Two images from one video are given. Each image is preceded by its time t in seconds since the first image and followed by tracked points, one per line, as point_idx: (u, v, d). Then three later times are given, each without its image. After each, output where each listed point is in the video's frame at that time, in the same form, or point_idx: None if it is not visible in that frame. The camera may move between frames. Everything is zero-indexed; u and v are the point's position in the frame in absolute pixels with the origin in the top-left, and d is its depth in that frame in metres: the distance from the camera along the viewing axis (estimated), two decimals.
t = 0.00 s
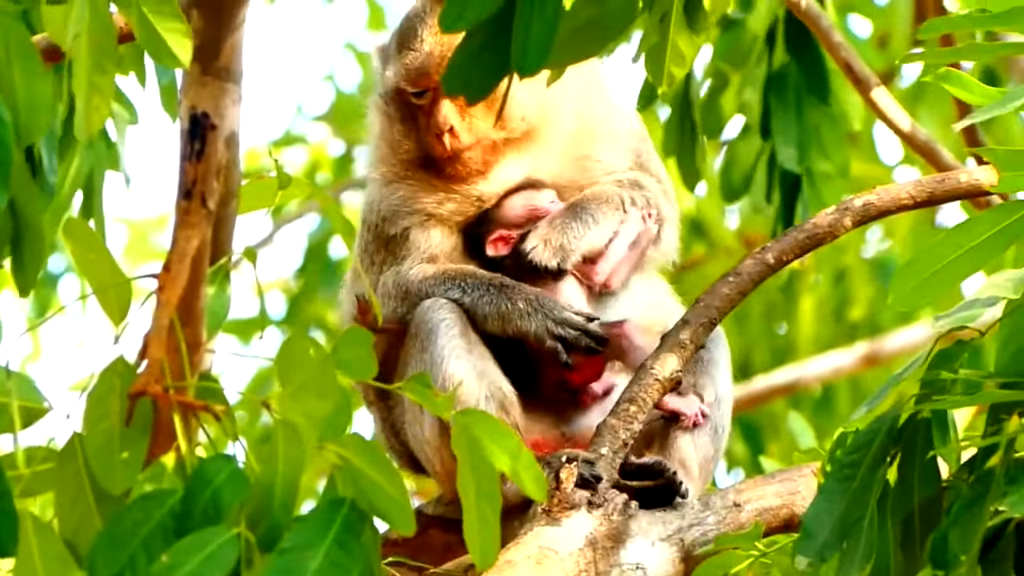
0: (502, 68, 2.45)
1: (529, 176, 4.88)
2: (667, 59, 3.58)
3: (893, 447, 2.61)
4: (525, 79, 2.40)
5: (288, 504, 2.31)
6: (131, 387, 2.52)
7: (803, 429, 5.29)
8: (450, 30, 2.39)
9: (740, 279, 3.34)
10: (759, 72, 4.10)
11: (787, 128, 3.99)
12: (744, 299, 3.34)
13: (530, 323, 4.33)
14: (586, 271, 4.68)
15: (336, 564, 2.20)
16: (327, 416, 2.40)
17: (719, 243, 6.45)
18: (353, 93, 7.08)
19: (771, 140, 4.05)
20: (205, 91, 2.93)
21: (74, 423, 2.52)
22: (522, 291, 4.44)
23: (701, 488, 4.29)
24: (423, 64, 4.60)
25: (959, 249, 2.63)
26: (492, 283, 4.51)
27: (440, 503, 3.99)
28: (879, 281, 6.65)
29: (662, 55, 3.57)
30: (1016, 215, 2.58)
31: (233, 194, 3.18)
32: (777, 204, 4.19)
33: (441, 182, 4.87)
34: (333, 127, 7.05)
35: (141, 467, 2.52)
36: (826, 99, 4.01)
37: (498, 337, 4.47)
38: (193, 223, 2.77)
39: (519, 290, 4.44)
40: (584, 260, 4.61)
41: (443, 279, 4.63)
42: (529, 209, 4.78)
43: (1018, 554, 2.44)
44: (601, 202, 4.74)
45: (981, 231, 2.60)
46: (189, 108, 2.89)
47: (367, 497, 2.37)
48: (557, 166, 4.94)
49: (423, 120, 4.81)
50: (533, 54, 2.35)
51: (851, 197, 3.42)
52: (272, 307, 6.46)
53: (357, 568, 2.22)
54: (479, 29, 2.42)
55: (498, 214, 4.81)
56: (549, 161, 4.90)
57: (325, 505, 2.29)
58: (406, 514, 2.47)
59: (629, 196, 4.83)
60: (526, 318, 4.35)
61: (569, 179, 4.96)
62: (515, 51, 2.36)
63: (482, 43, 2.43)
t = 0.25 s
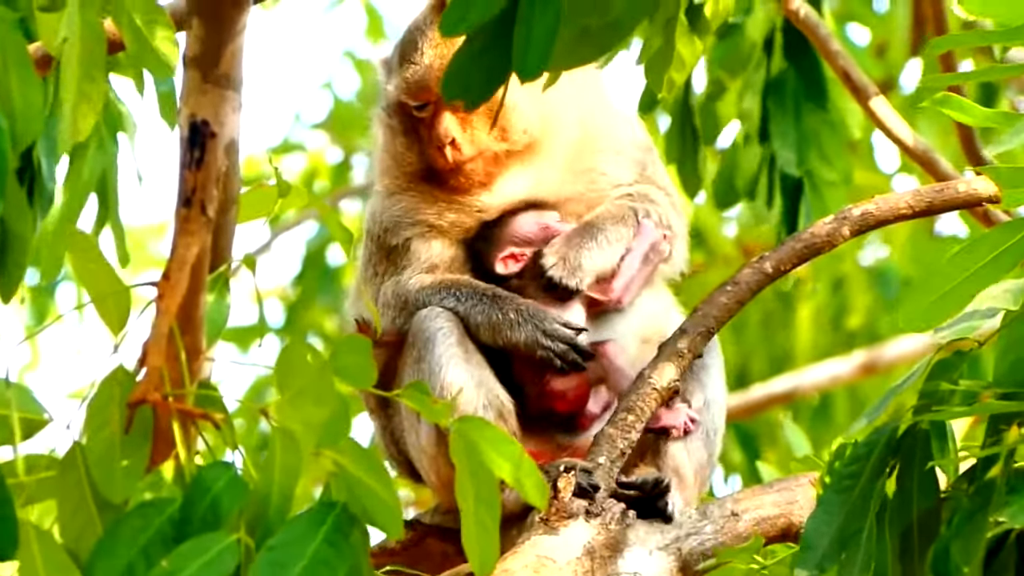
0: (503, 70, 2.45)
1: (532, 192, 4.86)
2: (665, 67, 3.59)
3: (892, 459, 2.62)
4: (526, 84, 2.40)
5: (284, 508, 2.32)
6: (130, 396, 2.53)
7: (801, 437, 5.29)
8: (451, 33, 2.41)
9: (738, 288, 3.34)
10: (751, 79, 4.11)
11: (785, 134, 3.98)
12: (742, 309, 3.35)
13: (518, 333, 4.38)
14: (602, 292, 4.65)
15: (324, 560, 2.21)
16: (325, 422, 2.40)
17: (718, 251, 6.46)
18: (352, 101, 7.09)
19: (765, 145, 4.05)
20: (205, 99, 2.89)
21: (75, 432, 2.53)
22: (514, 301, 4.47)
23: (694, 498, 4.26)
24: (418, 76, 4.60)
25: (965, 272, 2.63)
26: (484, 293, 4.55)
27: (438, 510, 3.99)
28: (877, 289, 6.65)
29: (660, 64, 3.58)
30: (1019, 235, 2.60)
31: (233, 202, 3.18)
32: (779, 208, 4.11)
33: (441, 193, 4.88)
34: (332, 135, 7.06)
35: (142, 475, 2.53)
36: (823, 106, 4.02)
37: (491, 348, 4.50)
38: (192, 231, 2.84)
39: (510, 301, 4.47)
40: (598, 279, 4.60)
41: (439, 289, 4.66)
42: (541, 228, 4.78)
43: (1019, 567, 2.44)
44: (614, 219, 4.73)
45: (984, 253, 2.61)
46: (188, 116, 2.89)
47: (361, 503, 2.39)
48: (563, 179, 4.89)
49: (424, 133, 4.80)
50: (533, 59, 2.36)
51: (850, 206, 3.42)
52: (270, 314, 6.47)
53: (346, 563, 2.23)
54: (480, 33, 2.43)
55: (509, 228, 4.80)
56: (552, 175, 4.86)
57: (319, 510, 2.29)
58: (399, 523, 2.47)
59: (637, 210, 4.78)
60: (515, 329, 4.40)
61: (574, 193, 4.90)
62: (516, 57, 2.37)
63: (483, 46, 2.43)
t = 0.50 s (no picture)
0: (493, 87, 2.48)
1: (532, 188, 4.66)
2: (663, 75, 3.58)
3: (891, 467, 2.61)
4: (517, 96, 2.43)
5: (281, 519, 2.32)
6: (128, 405, 2.52)
7: (800, 446, 5.29)
8: (444, 44, 2.39)
9: (737, 296, 3.33)
10: (747, 87, 4.14)
11: (771, 150, 3.97)
12: (742, 316, 3.34)
13: (519, 324, 4.14)
14: (597, 290, 4.36)
15: (326, 568, 2.20)
16: (323, 430, 2.39)
17: (716, 259, 6.46)
18: (349, 110, 7.08)
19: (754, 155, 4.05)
20: (202, 107, 2.91)
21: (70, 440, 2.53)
22: (511, 293, 4.23)
23: (689, 503, 4.07)
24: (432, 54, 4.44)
25: (959, 271, 2.63)
26: (482, 284, 4.31)
27: (437, 518, 3.98)
28: (875, 298, 6.65)
29: (660, 72, 3.58)
30: (1014, 235, 2.58)
31: (231, 210, 3.18)
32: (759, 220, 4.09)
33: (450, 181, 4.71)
34: (329, 143, 7.05)
35: (137, 484, 2.54)
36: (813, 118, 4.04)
37: (488, 343, 4.27)
38: (190, 238, 2.83)
39: (508, 292, 4.23)
40: (592, 279, 4.33)
41: (438, 283, 4.40)
42: (532, 231, 4.51)
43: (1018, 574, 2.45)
44: (609, 222, 4.47)
45: (980, 250, 2.61)
46: (186, 124, 2.90)
47: (361, 509, 2.40)
48: (561, 179, 4.70)
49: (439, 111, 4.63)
50: (525, 74, 2.39)
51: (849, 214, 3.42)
52: (267, 322, 6.46)
53: (350, 571, 2.22)
54: (474, 43, 2.44)
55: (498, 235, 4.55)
56: (551, 173, 4.69)
57: (317, 519, 2.27)
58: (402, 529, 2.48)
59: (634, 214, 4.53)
60: (515, 320, 4.15)
61: (576, 191, 4.69)
62: (507, 70, 2.40)
63: (477, 57, 2.44)
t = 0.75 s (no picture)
0: (487, 100, 2.46)
1: (519, 184, 4.54)
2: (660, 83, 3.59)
3: (888, 475, 2.62)
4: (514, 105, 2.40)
5: (277, 525, 2.33)
6: (125, 413, 2.55)
7: (799, 453, 5.29)
8: (440, 52, 2.39)
9: (734, 305, 3.32)
10: (745, 95, 4.14)
11: (772, 156, 3.97)
12: (738, 325, 3.33)
13: (520, 322, 3.99)
14: (597, 300, 4.22)
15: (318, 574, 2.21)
16: (319, 439, 2.38)
17: (714, 267, 6.47)
18: (348, 118, 7.10)
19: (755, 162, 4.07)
20: (200, 115, 2.90)
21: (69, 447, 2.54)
22: (513, 291, 4.08)
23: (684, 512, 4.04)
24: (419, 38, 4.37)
25: (963, 282, 2.62)
26: (484, 284, 4.15)
27: (434, 526, 3.98)
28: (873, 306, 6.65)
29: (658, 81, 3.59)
30: (1017, 246, 2.60)
31: (229, 218, 3.19)
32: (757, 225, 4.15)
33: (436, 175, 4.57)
34: (328, 151, 7.05)
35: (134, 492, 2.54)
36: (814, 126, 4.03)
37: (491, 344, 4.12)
38: (189, 247, 2.88)
39: (511, 290, 4.08)
40: (592, 290, 4.20)
41: (440, 284, 4.26)
42: (528, 242, 4.36)
43: None
44: (608, 232, 4.32)
45: (982, 264, 2.61)
46: (184, 132, 2.91)
47: (353, 516, 2.39)
48: (555, 185, 4.55)
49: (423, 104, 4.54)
50: (519, 81, 2.36)
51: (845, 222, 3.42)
52: (265, 330, 6.46)
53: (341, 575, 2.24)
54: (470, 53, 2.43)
55: (494, 246, 4.41)
56: (539, 166, 4.56)
57: (310, 525, 2.30)
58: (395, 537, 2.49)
59: (633, 224, 4.40)
60: (516, 319, 4.01)
61: (571, 197, 4.55)
62: (502, 79, 2.38)
63: (468, 72, 2.45)
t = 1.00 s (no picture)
0: (503, 98, 2.56)
1: (518, 200, 4.57)
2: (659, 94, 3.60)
3: (887, 487, 2.61)
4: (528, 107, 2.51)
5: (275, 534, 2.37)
6: (125, 423, 2.55)
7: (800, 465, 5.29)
8: (453, 54, 2.49)
9: (733, 316, 3.31)
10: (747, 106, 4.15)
11: (777, 165, 4.00)
12: (736, 336, 3.31)
13: (528, 343, 4.01)
14: (602, 328, 4.23)
15: None
16: (318, 447, 2.42)
17: (715, 276, 6.47)
18: (349, 127, 7.10)
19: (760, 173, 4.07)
20: (200, 124, 2.90)
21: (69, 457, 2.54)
22: (522, 312, 4.10)
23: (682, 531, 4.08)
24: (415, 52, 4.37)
25: (966, 295, 2.63)
26: (492, 303, 4.16)
27: (434, 537, 3.98)
28: (874, 316, 6.66)
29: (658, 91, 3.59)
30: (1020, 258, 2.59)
31: (229, 227, 3.19)
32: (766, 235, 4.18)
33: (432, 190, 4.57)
34: (329, 161, 7.03)
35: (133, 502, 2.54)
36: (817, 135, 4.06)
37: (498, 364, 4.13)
38: (189, 257, 2.88)
39: (520, 310, 4.10)
40: (597, 316, 4.19)
41: (447, 302, 4.23)
42: (530, 270, 4.35)
43: None
44: (616, 258, 4.28)
45: (985, 275, 2.61)
46: (184, 141, 2.90)
47: (344, 531, 2.47)
48: (554, 206, 4.55)
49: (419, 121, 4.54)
50: (533, 82, 2.47)
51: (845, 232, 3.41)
52: (266, 339, 6.46)
53: None
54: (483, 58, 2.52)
55: (498, 275, 4.37)
56: (536, 182, 4.60)
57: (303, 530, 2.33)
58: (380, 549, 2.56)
59: (638, 247, 4.36)
60: (525, 339, 4.02)
61: (572, 218, 4.54)
62: (516, 81, 2.48)
63: (481, 74, 2.55)
